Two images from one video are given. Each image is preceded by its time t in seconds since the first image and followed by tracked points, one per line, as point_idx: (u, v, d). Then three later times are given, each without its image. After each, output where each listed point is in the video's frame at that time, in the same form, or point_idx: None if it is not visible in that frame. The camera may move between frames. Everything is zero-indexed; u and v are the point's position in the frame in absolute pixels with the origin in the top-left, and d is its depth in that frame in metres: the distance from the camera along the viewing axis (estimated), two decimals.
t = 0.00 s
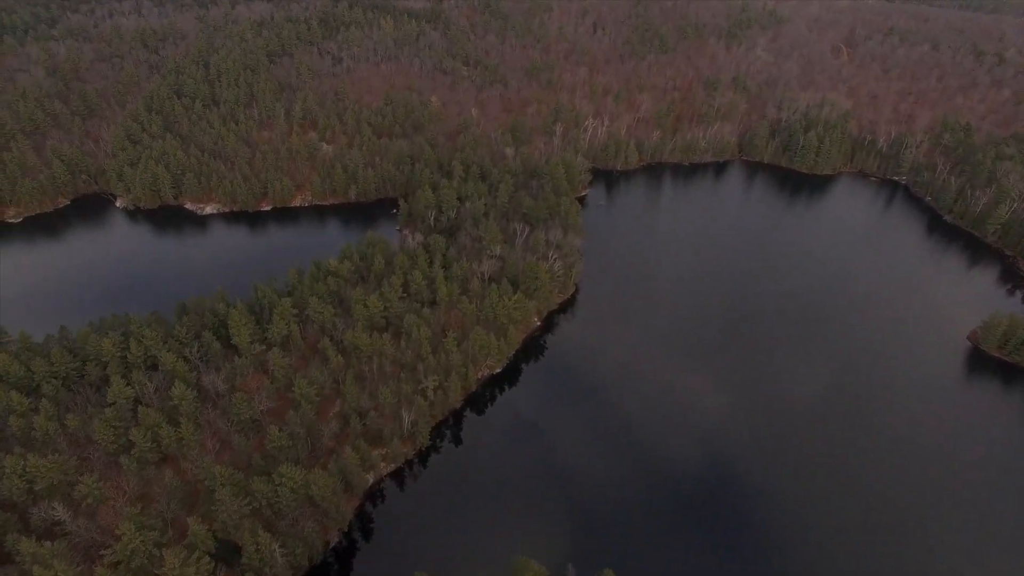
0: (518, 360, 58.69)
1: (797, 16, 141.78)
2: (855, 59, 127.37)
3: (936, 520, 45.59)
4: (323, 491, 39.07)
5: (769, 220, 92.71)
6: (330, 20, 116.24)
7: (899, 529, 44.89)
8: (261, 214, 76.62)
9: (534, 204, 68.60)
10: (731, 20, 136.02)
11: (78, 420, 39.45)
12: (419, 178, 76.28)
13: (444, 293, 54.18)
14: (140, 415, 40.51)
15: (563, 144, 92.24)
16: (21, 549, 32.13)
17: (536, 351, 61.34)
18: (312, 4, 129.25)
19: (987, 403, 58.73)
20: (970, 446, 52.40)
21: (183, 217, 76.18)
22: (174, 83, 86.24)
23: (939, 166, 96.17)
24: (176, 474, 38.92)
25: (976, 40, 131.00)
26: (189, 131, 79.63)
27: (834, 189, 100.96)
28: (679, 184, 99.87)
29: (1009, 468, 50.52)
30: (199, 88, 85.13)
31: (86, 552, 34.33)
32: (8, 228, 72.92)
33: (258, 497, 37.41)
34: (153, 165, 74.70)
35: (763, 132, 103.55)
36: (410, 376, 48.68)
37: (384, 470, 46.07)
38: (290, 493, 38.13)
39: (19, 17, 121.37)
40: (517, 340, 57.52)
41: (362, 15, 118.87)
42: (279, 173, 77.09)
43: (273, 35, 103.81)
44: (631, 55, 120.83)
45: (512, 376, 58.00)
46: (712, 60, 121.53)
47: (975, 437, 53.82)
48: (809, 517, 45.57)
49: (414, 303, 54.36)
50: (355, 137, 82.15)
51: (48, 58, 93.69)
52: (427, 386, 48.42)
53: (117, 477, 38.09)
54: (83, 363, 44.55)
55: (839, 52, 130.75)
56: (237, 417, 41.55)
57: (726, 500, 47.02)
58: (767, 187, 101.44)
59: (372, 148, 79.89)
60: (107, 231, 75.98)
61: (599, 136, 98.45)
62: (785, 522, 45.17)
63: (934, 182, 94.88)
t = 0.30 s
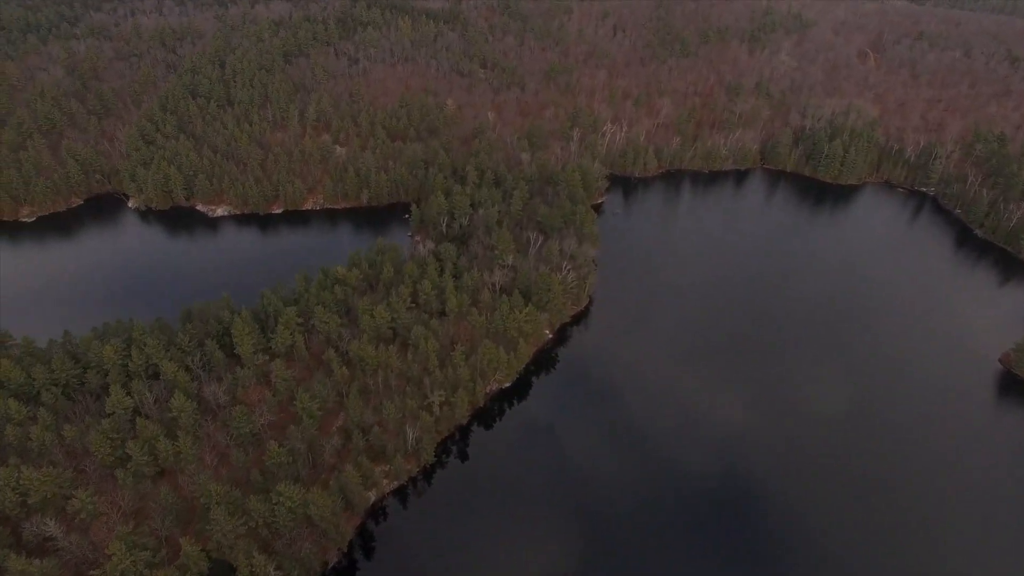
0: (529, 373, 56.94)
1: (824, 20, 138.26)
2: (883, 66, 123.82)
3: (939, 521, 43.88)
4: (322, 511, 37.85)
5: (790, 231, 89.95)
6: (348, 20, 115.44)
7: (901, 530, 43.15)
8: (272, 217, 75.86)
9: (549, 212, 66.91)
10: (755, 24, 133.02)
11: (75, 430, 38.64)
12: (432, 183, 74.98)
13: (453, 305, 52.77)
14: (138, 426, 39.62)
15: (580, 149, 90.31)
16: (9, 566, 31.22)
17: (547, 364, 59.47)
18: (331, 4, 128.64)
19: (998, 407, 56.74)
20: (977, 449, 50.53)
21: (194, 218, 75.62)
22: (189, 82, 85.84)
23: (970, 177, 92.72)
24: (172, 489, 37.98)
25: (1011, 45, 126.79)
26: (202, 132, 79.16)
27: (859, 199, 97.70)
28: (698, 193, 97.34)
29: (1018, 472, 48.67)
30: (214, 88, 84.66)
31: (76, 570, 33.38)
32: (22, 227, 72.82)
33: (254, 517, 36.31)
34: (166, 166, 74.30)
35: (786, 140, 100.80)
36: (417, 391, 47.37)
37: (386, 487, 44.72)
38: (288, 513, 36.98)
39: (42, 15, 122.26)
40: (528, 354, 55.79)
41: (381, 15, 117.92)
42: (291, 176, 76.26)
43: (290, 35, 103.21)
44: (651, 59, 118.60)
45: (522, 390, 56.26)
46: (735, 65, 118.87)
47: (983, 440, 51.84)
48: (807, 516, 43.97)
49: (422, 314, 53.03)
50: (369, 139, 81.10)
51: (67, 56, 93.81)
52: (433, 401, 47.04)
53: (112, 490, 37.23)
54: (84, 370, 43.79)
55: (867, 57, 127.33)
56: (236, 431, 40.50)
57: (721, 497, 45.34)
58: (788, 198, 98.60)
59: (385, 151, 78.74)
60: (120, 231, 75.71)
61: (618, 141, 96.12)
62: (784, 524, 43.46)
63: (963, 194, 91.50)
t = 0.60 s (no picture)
0: (537, 388, 55.23)
1: (846, 24, 135.03)
2: (907, 72, 120.61)
3: (945, 524, 45.42)
4: (318, 534, 36.56)
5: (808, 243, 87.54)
6: (362, 21, 114.50)
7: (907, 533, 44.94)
8: (280, 221, 74.96)
9: (561, 221, 65.27)
10: (775, 27, 130.28)
11: (68, 444, 37.64)
12: (443, 188, 73.69)
13: (460, 317, 51.25)
14: (132, 441, 38.56)
15: (595, 155, 88.45)
16: None
17: (556, 378, 57.73)
18: (346, 4, 127.88)
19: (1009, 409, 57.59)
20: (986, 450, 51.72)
21: (202, 221, 74.89)
22: (201, 83, 85.19)
23: (998, 189, 89.69)
24: (165, 507, 36.86)
25: None
26: (212, 133, 78.43)
27: (881, 211, 94.70)
28: (714, 201, 95.12)
29: None
30: (225, 88, 83.95)
31: None
32: (31, 228, 72.47)
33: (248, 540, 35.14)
34: (174, 168, 73.59)
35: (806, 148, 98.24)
36: (420, 407, 45.99)
37: (386, 506, 43.25)
38: (282, 536, 35.71)
39: (61, 15, 122.79)
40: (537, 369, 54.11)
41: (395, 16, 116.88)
42: (300, 179, 75.28)
43: (303, 35, 102.45)
44: (669, 63, 116.52)
45: (530, 406, 54.50)
46: (755, 69, 116.38)
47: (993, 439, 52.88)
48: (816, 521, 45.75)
49: (427, 326, 51.62)
50: (379, 143, 79.94)
51: (81, 55, 93.58)
52: (437, 418, 45.61)
53: (104, 507, 36.18)
54: (81, 379, 42.88)
55: (890, 63, 124.44)
56: (233, 447, 39.31)
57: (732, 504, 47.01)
58: (808, 208, 95.93)
59: (395, 155, 77.52)
60: (128, 232, 75.17)
61: (633, 147, 94.10)
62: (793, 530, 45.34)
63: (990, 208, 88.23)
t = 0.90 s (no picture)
0: (546, 403, 53.51)
1: (873, 28, 131.42)
2: (935, 79, 117.12)
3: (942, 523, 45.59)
4: (315, 557, 35.32)
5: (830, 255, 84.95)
6: (378, 21, 113.55)
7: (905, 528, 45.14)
8: (290, 225, 74.09)
9: (574, 230, 63.58)
10: (798, 32, 127.29)
11: (63, 456, 36.72)
12: (455, 195, 72.36)
13: (468, 331, 49.77)
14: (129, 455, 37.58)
15: (611, 161, 86.59)
16: None
17: (566, 393, 56.01)
18: (363, 5, 127.09)
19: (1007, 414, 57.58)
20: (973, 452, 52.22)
21: (212, 224, 74.20)
22: (214, 83, 84.61)
23: None
24: (160, 525, 35.83)
25: None
26: (223, 134, 77.80)
27: (907, 223, 91.54)
28: (733, 211, 92.64)
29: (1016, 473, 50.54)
30: (239, 89, 83.29)
31: None
32: (43, 228, 72.26)
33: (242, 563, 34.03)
34: (184, 169, 73.00)
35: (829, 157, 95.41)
36: (424, 424, 44.62)
37: (387, 526, 41.76)
38: (278, 559, 34.55)
39: (82, 13, 123.48)
40: (546, 384, 52.33)
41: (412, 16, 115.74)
42: (311, 183, 74.39)
43: (318, 36, 101.63)
44: (689, 68, 114.19)
45: (539, 423, 52.77)
46: (777, 75, 113.68)
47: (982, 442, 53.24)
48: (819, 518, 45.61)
49: (434, 339, 50.26)
50: (391, 147, 78.83)
51: (98, 54, 93.55)
52: (441, 436, 44.18)
53: (98, 524, 35.22)
54: (81, 389, 42.05)
55: (917, 69, 121.31)
56: (231, 464, 38.24)
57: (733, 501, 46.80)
58: (830, 219, 93.02)
59: (407, 160, 76.31)
60: (138, 234, 74.73)
61: (650, 154, 91.95)
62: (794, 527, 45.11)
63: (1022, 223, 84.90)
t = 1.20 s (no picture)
0: (557, 420, 51.78)
1: (902, 33, 127.59)
2: (966, 88, 113.42)
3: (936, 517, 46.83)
4: None
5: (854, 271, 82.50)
6: (396, 22, 112.50)
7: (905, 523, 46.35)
8: (302, 230, 73.18)
9: (590, 241, 61.78)
10: (825, 36, 124.00)
11: (59, 470, 35.85)
12: (469, 201, 70.95)
13: (477, 345, 48.24)
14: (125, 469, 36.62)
15: (630, 168, 84.63)
16: None
17: (578, 410, 54.24)
18: (382, 5, 126.30)
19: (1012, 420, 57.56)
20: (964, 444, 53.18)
21: (223, 227, 73.54)
22: (230, 84, 84.02)
23: None
24: (154, 543, 34.81)
25: None
26: (237, 136, 77.15)
27: (936, 238, 88.19)
28: (754, 222, 90.13)
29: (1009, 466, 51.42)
30: (254, 90, 82.62)
31: None
32: (56, 228, 71.89)
33: None
34: (197, 171, 72.38)
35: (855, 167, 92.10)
36: (429, 443, 43.18)
37: (388, 548, 40.32)
38: None
39: (104, 12, 124.12)
40: (557, 402, 50.57)
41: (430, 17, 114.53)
42: (324, 187, 73.44)
43: (335, 37, 100.80)
44: (711, 73, 111.74)
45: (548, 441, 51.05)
46: (802, 81, 110.80)
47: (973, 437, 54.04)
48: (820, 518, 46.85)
49: (442, 353, 48.81)
50: (405, 151, 77.66)
51: (117, 53, 93.49)
52: (446, 455, 42.69)
53: (91, 541, 34.31)
54: (81, 398, 41.23)
55: (948, 76, 118.14)
56: (229, 482, 37.16)
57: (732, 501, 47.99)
58: (854, 232, 90.13)
59: (421, 165, 75.07)
60: (150, 235, 74.19)
61: (670, 162, 89.66)
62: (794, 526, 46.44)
63: None
